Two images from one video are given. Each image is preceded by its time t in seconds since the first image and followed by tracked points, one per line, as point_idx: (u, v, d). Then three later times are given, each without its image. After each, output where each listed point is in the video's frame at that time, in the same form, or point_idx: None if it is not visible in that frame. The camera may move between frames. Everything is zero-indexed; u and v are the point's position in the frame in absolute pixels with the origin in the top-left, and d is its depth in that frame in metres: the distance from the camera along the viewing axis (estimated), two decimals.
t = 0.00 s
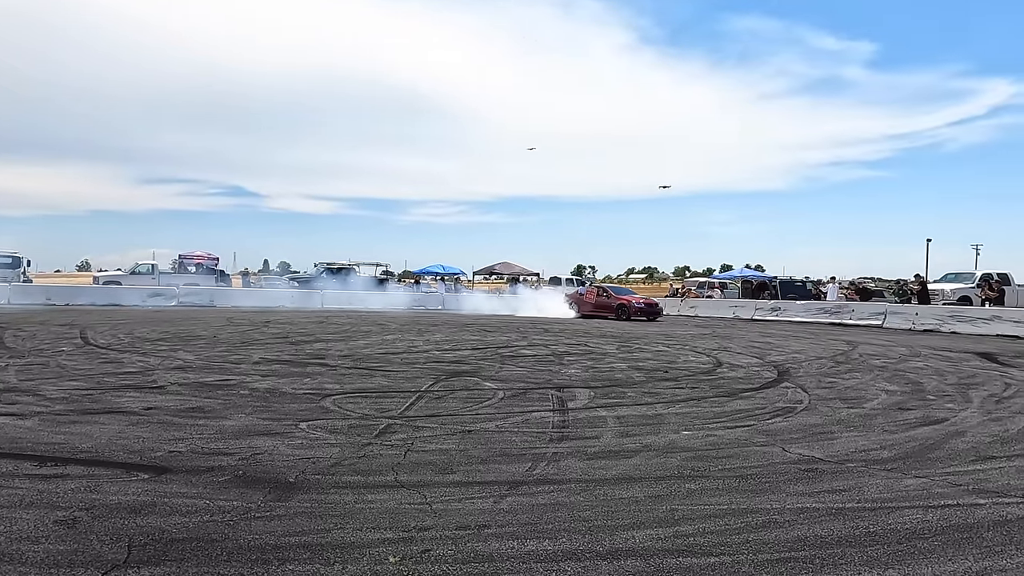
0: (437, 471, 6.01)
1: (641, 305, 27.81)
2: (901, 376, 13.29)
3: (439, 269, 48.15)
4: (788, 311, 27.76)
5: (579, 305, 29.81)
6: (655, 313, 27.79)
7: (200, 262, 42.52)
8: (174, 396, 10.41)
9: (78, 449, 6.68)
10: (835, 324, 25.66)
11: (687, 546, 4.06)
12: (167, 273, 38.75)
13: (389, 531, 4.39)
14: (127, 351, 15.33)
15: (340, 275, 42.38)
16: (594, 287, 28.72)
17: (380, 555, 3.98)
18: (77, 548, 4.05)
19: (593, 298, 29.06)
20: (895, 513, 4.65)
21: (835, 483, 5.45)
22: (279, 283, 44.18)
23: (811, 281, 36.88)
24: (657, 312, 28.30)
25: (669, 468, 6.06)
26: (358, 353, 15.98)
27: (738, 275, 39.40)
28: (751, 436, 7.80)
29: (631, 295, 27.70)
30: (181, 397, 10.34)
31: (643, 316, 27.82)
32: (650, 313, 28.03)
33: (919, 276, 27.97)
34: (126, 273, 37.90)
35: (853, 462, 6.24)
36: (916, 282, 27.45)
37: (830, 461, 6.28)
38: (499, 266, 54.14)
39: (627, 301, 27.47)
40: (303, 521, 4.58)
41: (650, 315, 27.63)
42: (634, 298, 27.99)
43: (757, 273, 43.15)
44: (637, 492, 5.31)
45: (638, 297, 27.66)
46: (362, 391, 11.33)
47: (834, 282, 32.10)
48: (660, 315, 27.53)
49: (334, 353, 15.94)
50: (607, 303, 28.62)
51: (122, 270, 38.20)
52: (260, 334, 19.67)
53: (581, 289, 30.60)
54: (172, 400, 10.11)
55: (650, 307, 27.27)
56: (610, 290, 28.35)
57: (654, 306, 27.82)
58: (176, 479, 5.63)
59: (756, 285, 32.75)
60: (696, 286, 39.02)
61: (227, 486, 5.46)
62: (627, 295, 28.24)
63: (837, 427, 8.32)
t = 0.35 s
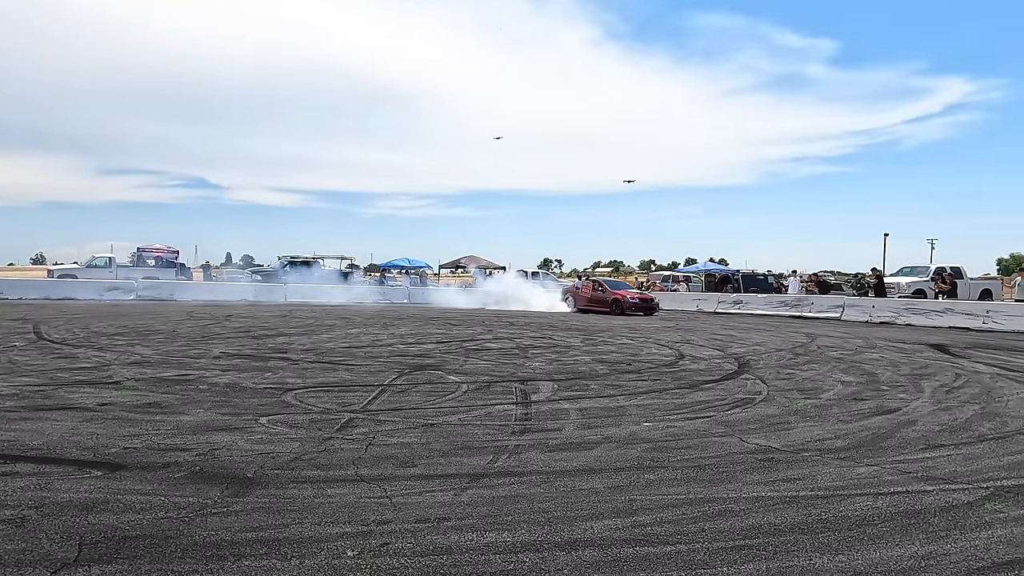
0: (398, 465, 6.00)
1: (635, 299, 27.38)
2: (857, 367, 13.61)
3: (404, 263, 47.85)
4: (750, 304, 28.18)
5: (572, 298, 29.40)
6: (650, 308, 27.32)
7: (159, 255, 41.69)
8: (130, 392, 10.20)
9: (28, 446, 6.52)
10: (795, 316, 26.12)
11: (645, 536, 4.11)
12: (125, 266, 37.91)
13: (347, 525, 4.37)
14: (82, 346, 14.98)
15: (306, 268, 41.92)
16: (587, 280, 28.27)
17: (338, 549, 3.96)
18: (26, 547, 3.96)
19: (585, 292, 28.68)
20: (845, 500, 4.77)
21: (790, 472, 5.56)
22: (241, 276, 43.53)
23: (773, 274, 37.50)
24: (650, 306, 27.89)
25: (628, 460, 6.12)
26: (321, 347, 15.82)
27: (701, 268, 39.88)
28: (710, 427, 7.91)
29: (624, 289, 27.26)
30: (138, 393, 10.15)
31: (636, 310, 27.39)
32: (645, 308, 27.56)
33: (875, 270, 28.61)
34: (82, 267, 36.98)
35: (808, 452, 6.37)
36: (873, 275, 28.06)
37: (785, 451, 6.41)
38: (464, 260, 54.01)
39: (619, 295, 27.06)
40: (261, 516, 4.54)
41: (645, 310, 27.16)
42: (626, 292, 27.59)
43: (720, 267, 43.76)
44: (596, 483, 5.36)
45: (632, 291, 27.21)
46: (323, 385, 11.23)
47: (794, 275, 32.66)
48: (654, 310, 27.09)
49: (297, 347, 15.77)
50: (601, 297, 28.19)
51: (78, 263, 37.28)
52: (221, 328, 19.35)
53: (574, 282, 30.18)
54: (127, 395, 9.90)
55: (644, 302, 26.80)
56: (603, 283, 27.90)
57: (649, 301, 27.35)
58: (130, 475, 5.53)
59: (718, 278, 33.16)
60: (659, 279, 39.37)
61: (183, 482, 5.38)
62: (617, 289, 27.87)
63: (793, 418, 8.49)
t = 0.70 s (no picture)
0: (359, 461, 5.96)
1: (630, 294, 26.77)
2: (815, 359, 13.87)
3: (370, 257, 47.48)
4: (713, 298, 28.53)
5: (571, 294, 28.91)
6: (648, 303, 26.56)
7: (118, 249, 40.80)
8: (85, 389, 9.98)
9: None
10: (757, 310, 26.52)
11: (603, 529, 4.15)
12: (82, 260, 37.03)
13: (305, 523, 4.33)
14: (35, 343, 14.60)
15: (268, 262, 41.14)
16: (581, 275, 27.76)
17: (295, 547, 3.93)
18: None
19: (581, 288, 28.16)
20: (799, 491, 4.86)
21: (746, 464, 5.65)
22: (203, 271, 42.81)
23: (736, 269, 38.00)
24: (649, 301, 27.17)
25: (589, 453, 6.17)
26: (283, 343, 15.64)
27: (666, 262, 40.25)
28: (671, 420, 8.00)
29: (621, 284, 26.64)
30: (93, 390, 9.93)
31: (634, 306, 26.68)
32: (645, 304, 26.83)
33: (835, 265, 29.14)
34: (36, 261, 36.03)
35: (764, 443, 6.47)
36: (832, 270, 28.60)
37: (743, 444, 6.51)
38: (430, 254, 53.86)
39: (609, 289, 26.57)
40: (216, 515, 4.48)
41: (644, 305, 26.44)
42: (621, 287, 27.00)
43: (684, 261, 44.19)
44: (557, 477, 5.39)
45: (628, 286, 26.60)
46: (285, 381, 11.11)
47: (756, 269, 33.13)
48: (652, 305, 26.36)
49: (259, 342, 15.57)
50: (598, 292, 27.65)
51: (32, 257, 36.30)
52: (180, 323, 19.01)
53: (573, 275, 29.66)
54: (82, 392, 9.69)
55: (640, 297, 26.11)
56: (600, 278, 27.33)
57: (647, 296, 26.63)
58: (82, 475, 5.41)
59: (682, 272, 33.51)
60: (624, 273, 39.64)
61: (137, 481, 5.28)
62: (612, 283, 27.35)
63: (751, 410, 8.63)
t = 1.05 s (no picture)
0: (316, 457, 5.90)
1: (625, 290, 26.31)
2: (773, 353, 14.11)
3: (334, 251, 46.97)
4: (676, 292, 28.83)
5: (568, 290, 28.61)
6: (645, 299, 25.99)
7: (73, 242, 39.79)
8: (35, 386, 9.72)
9: None
10: (719, 304, 26.88)
11: (558, 522, 4.17)
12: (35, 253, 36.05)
13: (258, 520, 4.28)
14: None
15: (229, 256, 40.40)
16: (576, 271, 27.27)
17: (247, 545, 3.88)
18: None
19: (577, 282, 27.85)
20: (752, 482, 4.94)
21: (702, 456, 5.73)
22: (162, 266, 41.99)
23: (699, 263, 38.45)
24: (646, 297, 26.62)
25: (547, 447, 6.20)
26: (243, 338, 15.41)
27: (630, 257, 40.57)
28: (630, 413, 8.08)
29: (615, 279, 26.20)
30: (43, 387, 9.68)
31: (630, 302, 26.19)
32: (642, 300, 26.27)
33: (794, 259, 29.65)
34: None
35: (720, 436, 6.56)
36: (792, 264, 29.09)
37: (700, 436, 6.59)
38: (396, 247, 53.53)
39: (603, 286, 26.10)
40: (167, 514, 4.40)
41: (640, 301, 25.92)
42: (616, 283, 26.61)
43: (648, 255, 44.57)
44: (514, 471, 5.41)
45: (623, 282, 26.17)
46: (243, 376, 10.95)
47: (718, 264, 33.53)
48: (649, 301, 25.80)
49: (218, 338, 15.33)
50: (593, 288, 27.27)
51: None
52: (137, 318, 18.61)
53: (570, 270, 29.36)
54: (31, 390, 9.44)
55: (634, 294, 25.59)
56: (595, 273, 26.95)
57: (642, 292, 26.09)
58: (29, 474, 5.27)
59: (646, 267, 33.79)
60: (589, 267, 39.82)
61: (86, 480, 5.17)
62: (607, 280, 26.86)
63: (709, 403, 8.76)
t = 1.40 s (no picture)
0: (277, 452, 5.85)
1: (625, 286, 25.50)
2: (737, 346, 14.30)
3: (301, 244, 46.42)
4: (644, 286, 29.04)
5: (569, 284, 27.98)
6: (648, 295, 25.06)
7: (31, 235, 38.87)
8: None
9: None
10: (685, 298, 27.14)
11: (519, 514, 4.19)
12: None
13: (217, 516, 4.23)
14: None
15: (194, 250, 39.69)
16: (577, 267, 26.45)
17: (205, 541, 3.84)
18: None
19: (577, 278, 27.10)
20: (712, 473, 5.01)
21: (664, 448, 5.80)
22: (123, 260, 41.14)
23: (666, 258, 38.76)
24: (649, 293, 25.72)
25: (511, 440, 6.22)
26: (207, 332, 15.19)
27: (598, 251, 40.76)
28: (594, 406, 8.14)
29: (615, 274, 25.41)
30: None
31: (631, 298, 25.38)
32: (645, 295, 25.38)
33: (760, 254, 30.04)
34: None
35: (682, 428, 6.64)
36: (757, 259, 29.49)
37: (662, 428, 6.67)
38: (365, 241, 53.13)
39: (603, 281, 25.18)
40: (123, 510, 4.33)
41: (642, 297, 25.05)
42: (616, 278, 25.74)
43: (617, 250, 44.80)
44: (478, 464, 5.42)
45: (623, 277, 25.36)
46: (206, 371, 10.81)
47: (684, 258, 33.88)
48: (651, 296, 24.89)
49: (181, 332, 15.08)
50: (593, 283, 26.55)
51: None
52: (98, 313, 18.25)
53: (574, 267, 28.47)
54: None
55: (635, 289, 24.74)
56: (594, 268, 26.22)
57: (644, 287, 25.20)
58: None
59: (614, 261, 33.97)
60: (557, 261, 39.89)
61: (39, 478, 5.07)
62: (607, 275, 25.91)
63: (672, 395, 8.87)
